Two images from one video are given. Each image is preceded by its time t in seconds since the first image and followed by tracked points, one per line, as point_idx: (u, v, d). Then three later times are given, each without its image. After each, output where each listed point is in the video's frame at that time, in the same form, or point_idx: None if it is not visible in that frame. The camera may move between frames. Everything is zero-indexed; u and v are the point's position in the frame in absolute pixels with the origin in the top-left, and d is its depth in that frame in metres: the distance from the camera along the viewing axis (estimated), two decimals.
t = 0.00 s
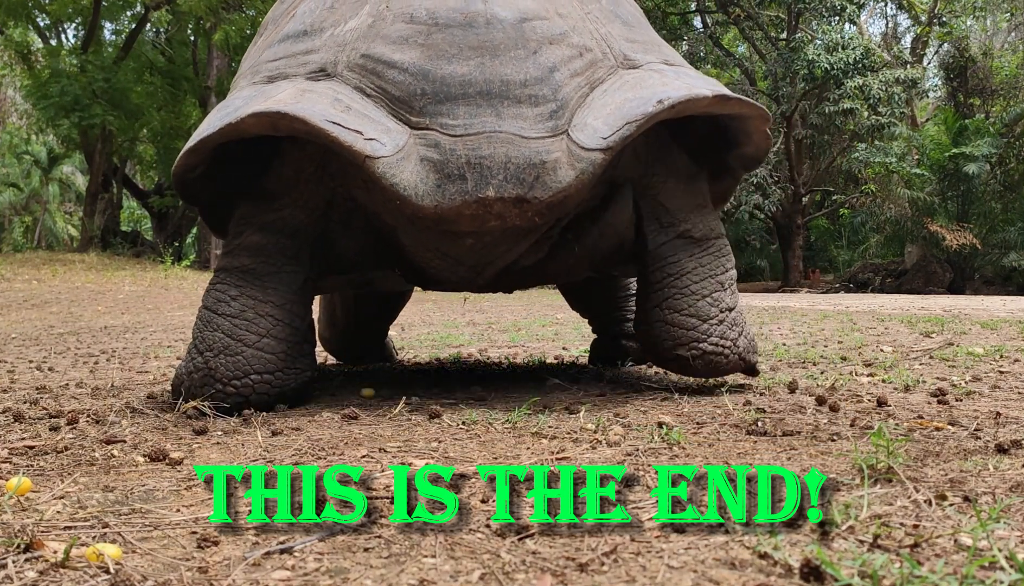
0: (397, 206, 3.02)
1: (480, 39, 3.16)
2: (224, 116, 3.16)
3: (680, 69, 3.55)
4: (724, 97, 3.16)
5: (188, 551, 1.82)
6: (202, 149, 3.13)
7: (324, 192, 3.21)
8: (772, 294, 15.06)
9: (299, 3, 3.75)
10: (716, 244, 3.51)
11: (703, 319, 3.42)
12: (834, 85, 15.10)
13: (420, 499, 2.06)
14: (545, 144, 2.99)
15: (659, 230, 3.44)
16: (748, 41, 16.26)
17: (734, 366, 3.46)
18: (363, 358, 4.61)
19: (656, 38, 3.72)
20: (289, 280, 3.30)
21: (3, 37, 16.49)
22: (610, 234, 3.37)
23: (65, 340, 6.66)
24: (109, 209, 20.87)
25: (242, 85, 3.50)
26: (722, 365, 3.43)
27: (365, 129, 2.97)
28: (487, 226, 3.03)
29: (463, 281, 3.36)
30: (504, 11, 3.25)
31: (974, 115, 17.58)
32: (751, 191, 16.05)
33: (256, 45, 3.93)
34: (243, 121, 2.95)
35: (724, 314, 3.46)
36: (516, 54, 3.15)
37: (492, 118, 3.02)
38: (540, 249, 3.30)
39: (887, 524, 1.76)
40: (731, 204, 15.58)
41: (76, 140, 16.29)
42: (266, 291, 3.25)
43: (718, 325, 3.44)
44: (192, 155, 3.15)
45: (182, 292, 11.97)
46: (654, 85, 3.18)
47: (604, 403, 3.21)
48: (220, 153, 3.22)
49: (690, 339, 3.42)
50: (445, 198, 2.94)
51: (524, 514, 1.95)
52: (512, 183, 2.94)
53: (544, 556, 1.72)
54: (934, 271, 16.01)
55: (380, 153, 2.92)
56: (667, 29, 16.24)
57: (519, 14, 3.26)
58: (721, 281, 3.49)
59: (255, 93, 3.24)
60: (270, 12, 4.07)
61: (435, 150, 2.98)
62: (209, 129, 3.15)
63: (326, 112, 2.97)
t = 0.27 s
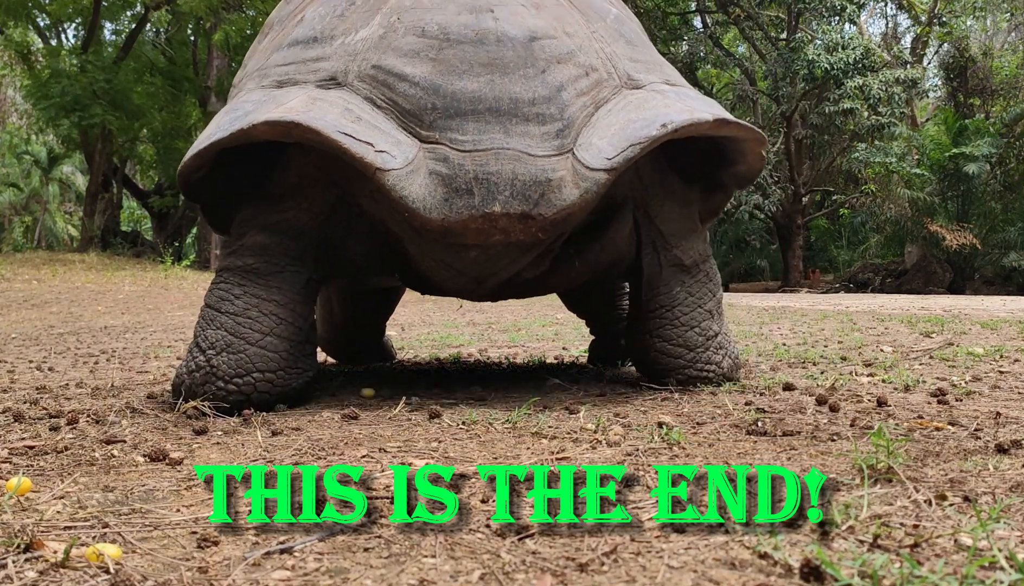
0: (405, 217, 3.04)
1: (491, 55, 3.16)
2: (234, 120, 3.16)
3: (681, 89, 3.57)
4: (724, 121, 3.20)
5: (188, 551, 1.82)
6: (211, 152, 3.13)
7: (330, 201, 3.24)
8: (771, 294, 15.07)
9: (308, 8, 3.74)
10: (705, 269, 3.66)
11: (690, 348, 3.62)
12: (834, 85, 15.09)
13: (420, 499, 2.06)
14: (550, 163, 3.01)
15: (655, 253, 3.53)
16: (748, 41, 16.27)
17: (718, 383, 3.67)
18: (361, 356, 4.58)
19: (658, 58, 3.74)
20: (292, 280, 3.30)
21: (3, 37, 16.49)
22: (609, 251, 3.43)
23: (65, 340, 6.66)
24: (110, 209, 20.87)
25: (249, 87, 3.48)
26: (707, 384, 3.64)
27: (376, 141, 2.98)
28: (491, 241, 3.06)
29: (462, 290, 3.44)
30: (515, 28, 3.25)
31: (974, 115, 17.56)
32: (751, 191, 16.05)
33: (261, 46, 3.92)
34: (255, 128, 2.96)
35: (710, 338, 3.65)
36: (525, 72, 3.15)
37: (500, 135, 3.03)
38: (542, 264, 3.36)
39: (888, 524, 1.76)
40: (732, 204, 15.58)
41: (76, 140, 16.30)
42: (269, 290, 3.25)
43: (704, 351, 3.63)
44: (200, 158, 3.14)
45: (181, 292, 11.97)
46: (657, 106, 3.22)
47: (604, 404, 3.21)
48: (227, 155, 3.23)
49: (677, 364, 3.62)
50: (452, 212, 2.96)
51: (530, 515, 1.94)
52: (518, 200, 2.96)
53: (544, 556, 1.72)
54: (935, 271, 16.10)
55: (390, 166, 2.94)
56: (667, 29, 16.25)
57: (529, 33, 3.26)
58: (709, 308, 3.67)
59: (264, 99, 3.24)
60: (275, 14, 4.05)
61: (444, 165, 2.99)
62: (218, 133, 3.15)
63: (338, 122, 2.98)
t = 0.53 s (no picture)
0: (416, 224, 3.07)
1: (504, 68, 3.17)
2: (248, 124, 3.17)
3: (687, 103, 3.58)
4: (729, 136, 3.21)
5: (188, 551, 1.82)
6: (225, 155, 3.14)
7: (340, 206, 3.27)
8: (771, 294, 15.06)
9: (320, 12, 3.73)
10: (699, 276, 3.69)
11: (675, 347, 3.65)
12: (834, 86, 15.09)
13: (420, 499, 2.06)
14: (560, 174, 3.04)
15: (655, 261, 3.55)
16: (748, 40, 16.27)
17: (703, 381, 3.72)
18: (360, 356, 4.57)
19: (664, 70, 3.74)
20: (301, 280, 3.30)
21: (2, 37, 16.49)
22: (613, 257, 3.44)
23: (65, 340, 6.66)
24: (110, 209, 20.88)
25: (261, 91, 3.48)
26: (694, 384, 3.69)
27: (390, 150, 3.00)
28: (500, 248, 3.09)
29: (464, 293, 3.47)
30: (527, 41, 3.25)
31: (974, 114, 17.55)
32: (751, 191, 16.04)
33: (271, 48, 3.91)
34: (271, 134, 2.98)
35: (697, 341, 3.69)
36: (537, 86, 3.17)
37: (512, 147, 3.05)
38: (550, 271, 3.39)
39: (887, 524, 1.76)
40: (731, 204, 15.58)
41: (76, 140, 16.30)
42: (279, 288, 3.25)
43: (688, 350, 3.66)
44: (214, 160, 3.15)
45: (182, 292, 11.97)
46: (665, 121, 3.24)
47: (604, 404, 3.21)
48: (240, 158, 3.24)
49: (665, 365, 3.66)
50: (463, 220, 2.99)
51: (536, 515, 1.94)
52: (528, 211, 3.00)
53: (544, 556, 1.72)
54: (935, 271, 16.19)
55: (404, 175, 2.96)
56: (667, 29, 16.26)
57: (541, 45, 3.26)
58: (700, 311, 3.69)
59: (278, 104, 3.25)
60: (286, 16, 4.04)
61: (456, 174, 3.01)
62: (232, 136, 3.16)
63: (353, 129, 3.00)
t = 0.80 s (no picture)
0: (412, 226, 3.08)
1: (500, 72, 3.17)
2: (249, 127, 3.18)
3: (683, 106, 3.59)
4: (723, 139, 3.21)
5: (188, 551, 1.82)
6: (226, 157, 3.16)
7: (339, 208, 3.27)
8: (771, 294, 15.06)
9: (323, 16, 3.73)
10: (697, 280, 3.70)
11: (673, 349, 3.65)
12: (834, 86, 15.09)
13: (420, 499, 2.06)
14: (554, 176, 3.05)
15: (651, 264, 3.56)
16: (748, 40, 16.27)
17: (702, 382, 3.71)
18: (360, 356, 4.57)
19: (661, 74, 3.74)
20: (303, 278, 3.29)
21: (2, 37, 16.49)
22: (609, 258, 3.46)
23: (65, 340, 6.66)
24: (110, 209, 20.88)
25: (264, 93, 3.50)
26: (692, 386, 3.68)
27: (386, 153, 3.01)
28: (495, 250, 3.10)
29: (464, 294, 3.49)
30: (524, 45, 3.25)
31: (974, 115, 17.53)
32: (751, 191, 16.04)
33: (275, 52, 3.92)
34: (269, 137, 2.98)
35: (695, 343, 3.68)
36: (533, 89, 3.17)
37: (507, 149, 3.06)
38: (547, 272, 3.40)
39: (887, 525, 1.76)
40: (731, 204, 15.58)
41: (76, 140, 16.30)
42: (280, 287, 3.25)
43: (686, 352, 3.66)
44: (215, 162, 3.17)
45: (182, 292, 11.97)
46: (660, 124, 3.23)
47: (604, 404, 3.21)
48: (242, 159, 3.25)
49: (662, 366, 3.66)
50: (458, 222, 3.00)
51: (534, 514, 1.94)
52: (522, 213, 3.00)
53: (544, 556, 1.72)
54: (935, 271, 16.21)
55: (399, 177, 2.96)
56: (667, 29, 16.26)
57: (538, 49, 3.26)
58: (698, 314, 3.70)
59: (279, 106, 3.26)
60: (292, 17, 4.04)
61: (452, 177, 3.02)
62: (233, 138, 3.17)
63: (350, 133, 3.01)
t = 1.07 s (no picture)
0: (407, 225, 3.09)
1: (491, 73, 3.18)
2: (245, 128, 3.19)
3: (676, 106, 3.58)
4: (715, 139, 3.20)
5: (188, 551, 1.82)
6: (223, 158, 3.17)
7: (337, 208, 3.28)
8: (771, 294, 15.05)
9: (320, 19, 3.75)
10: (694, 280, 3.70)
11: (670, 349, 3.65)
12: (834, 86, 15.09)
13: (420, 499, 2.06)
14: (546, 176, 3.05)
15: (646, 263, 3.57)
16: (748, 40, 16.28)
17: (701, 382, 3.70)
18: (360, 356, 4.58)
19: (655, 75, 3.74)
20: (302, 277, 3.30)
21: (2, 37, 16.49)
22: (604, 257, 3.47)
23: (65, 340, 6.66)
24: (110, 209, 20.88)
25: (261, 95, 3.51)
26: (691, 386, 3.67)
27: (379, 153, 3.02)
28: (487, 249, 3.11)
29: (461, 293, 3.50)
30: (515, 46, 3.27)
31: (974, 115, 17.52)
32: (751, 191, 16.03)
33: (274, 54, 3.94)
34: (265, 137, 2.98)
35: (692, 342, 3.68)
36: (524, 90, 3.18)
37: (498, 149, 3.06)
38: (540, 271, 3.42)
39: (887, 524, 1.76)
40: (732, 204, 15.58)
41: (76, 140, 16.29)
42: (280, 285, 3.25)
43: (685, 352, 3.66)
44: (213, 163, 3.18)
45: (182, 292, 11.97)
46: (651, 124, 3.23)
47: (604, 404, 3.21)
48: (239, 160, 3.26)
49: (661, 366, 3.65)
50: (450, 222, 3.01)
51: (531, 516, 1.93)
52: (513, 212, 3.01)
53: (545, 556, 1.72)
54: (935, 271, 16.21)
55: (392, 177, 2.97)
56: (667, 29, 16.26)
57: (529, 50, 3.27)
58: (695, 314, 3.70)
59: (275, 108, 3.26)
60: (290, 20, 4.06)
61: (444, 176, 3.03)
62: (230, 139, 3.18)
63: (344, 133, 3.01)
